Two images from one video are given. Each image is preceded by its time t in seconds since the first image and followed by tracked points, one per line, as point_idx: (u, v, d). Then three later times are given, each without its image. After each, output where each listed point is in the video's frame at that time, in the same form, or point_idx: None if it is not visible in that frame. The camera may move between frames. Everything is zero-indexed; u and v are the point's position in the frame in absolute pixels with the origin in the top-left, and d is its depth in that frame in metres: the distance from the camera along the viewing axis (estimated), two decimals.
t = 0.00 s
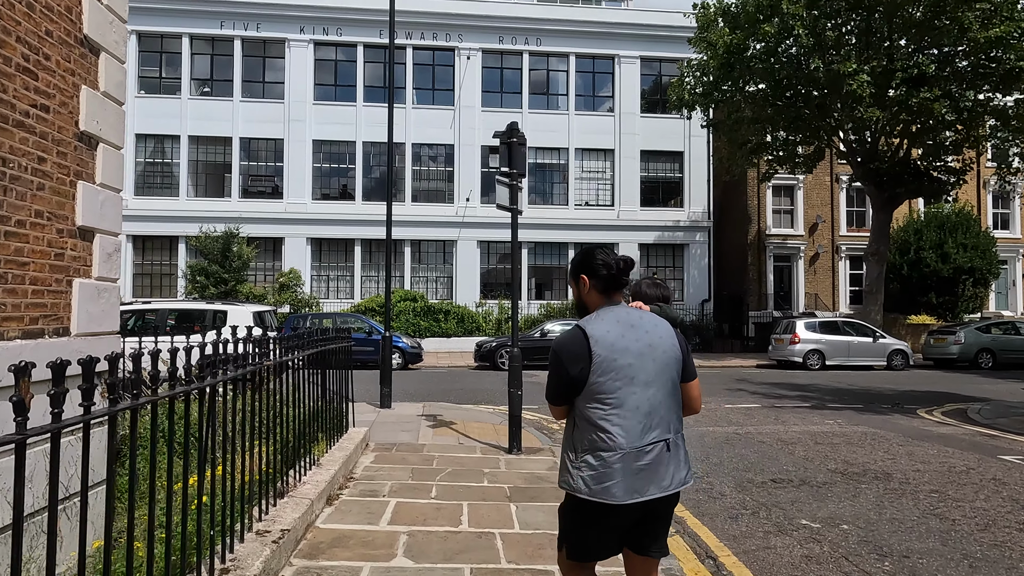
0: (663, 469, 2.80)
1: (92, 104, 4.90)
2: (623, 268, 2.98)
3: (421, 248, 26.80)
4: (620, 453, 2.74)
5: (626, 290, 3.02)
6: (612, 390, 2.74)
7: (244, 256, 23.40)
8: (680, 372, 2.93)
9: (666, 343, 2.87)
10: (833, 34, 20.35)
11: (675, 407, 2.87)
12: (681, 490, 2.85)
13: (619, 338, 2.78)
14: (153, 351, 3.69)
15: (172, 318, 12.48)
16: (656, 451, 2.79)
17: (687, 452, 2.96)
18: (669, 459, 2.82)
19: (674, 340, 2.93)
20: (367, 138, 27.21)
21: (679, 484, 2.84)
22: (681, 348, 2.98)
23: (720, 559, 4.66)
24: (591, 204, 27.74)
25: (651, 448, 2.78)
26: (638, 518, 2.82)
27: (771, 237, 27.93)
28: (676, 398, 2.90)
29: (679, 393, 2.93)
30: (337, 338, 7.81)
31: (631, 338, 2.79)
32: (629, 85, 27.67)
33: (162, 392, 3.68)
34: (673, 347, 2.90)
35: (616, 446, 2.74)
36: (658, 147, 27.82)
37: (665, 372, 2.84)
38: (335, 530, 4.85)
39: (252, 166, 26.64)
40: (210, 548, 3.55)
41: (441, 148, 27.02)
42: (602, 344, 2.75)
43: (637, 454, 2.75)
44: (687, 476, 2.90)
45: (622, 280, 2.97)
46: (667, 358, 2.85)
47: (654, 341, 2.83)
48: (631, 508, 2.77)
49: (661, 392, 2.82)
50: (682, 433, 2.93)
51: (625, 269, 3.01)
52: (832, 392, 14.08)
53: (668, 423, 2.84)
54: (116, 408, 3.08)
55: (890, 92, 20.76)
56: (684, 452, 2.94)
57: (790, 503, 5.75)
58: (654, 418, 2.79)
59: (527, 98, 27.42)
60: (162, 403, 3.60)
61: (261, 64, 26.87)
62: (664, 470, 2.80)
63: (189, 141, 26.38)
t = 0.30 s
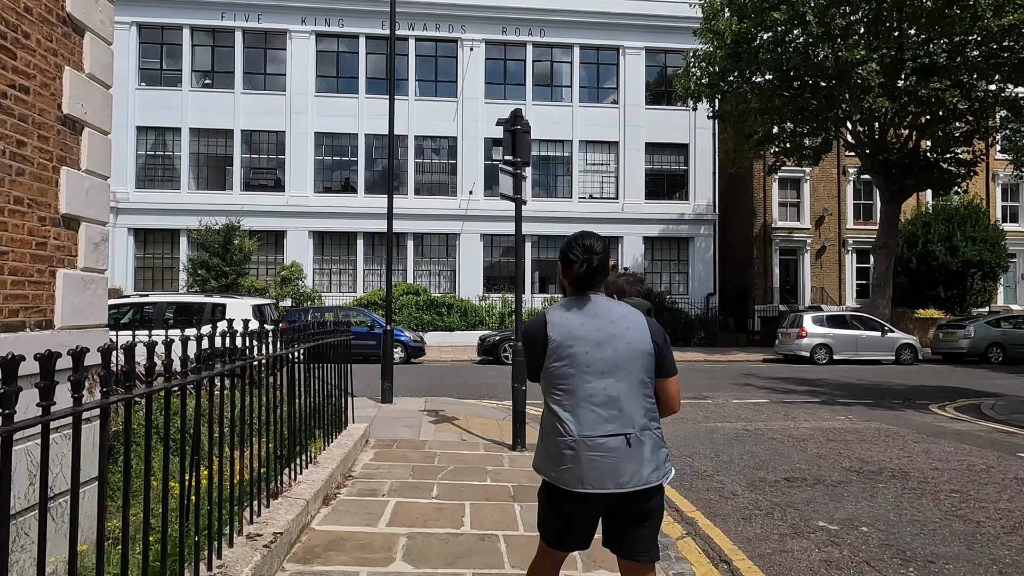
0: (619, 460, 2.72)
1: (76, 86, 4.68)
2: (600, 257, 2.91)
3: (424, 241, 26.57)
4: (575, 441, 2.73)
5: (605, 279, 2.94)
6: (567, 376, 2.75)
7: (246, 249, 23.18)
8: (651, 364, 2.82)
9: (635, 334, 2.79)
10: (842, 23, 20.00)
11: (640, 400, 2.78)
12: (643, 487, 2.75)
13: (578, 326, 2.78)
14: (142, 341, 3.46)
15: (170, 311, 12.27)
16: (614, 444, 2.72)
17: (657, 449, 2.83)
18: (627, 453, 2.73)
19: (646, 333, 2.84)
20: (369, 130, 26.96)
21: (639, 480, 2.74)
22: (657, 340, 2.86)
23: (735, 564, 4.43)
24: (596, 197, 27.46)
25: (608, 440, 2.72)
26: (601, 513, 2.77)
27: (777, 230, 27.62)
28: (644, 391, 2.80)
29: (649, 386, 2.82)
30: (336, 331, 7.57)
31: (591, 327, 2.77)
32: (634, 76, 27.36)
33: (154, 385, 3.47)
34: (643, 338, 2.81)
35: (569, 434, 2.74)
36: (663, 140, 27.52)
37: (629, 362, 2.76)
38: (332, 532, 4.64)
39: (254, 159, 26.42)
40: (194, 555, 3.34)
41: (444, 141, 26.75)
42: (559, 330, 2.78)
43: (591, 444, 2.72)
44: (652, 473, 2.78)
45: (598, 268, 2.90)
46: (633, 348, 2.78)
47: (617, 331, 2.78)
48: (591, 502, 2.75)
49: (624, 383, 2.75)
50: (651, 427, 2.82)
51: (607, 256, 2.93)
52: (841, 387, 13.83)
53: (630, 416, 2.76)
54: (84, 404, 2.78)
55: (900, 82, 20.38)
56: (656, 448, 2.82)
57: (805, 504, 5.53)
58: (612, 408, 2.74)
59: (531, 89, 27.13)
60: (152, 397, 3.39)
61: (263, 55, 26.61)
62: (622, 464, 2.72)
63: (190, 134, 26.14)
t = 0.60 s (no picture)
0: (510, 432, 2.69)
1: (63, 65, 4.48)
2: (551, 230, 2.81)
3: (430, 232, 26.38)
4: (489, 408, 2.82)
5: (557, 254, 2.80)
6: (493, 343, 2.84)
7: (250, 240, 23.04)
8: (560, 337, 2.58)
9: (545, 305, 2.60)
10: (855, 7, 19.59)
11: (545, 376, 2.61)
12: (528, 467, 2.63)
13: (508, 293, 2.79)
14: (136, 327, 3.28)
15: (172, 302, 12.11)
16: (510, 415, 2.70)
17: (563, 429, 2.62)
18: (519, 427, 2.67)
19: (564, 303, 2.59)
20: (374, 121, 26.73)
21: (525, 457, 2.63)
22: (569, 313, 2.56)
23: (753, 564, 4.23)
24: (603, 187, 27.17)
25: (506, 410, 2.71)
26: (508, 490, 2.76)
27: (786, 221, 27.28)
28: (549, 366, 2.60)
29: (556, 361, 2.59)
30: (339, 319, 7.37)
31: (515, 296, 2.75)
32: (642, 65, 27.02)
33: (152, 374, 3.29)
34: (556, 309, 2.60)
35: (488, 400, 2.85)
36: (671, 129, 27.19)
37: (533, 334, 2.63)
38: (332, 530, 4.47)
39: (259, 150, 26.23)
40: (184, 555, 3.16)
41: (449, 132, 26.51)
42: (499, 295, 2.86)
43: (494, 412, 2.76)
44: (542, 454, 2.61)
45: (546, 242, 2.80)
46: (542, 319, 2.61)
47: (532, 301, 2.65)
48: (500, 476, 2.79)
49: (526, 355, 2.65)
50: (555, 405, 2.62)
51: (561, 232, 2.82)
52: (854, 379, 13.58)
53: (531, 389, 2.66)
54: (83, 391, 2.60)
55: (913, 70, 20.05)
56: (558, 430, 2.61)
57: (823, 500, 5.32)
58: (516, 379, 2.70)
59: (537, 78, 26.83)
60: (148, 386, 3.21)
61: (267, 45, 26.37)
62: (513, 437, 2.67)
63: (194, 124, 25.93)
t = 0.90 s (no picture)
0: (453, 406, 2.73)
1: (57, 39, 4.32)
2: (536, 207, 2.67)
3: (439, 219, 26.21)
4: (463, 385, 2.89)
5: (540, 231, 2.64)
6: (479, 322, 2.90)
7: (259, 227, 22.94)
8: (485, 313, 2.52)
9: (490, 280, 2.54)
10: None
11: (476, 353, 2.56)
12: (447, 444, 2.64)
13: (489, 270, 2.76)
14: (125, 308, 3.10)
15: (179, 288, 11.98)
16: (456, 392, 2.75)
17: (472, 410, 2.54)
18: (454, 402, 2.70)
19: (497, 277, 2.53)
20: (382, 107, 26.49)
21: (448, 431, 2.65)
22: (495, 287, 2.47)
23: (774, 557, 4.06)
24: (613, 173, 26.88)
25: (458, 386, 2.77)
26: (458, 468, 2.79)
27: (799, 207, 26.88)
28: (476, 343, 2.56)
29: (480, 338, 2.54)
30: (345, 303, 7.22)
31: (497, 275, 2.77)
32: (653, 49, 26.62)
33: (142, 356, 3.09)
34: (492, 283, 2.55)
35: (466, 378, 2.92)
36: (683, 114, 26.81)
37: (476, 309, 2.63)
38: (338, 520, 4.33)
39: (267, 137, 26.06)
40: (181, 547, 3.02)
41: (458, 118, 26.24)
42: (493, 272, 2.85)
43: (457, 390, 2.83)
44: (462, 430, 2.56)
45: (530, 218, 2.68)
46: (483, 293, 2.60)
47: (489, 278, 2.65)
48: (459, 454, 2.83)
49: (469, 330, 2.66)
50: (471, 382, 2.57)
51: (555, 209, 2.62)
52: (870, 367, 13.34)
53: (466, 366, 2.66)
54: (63, 373, 2.42)
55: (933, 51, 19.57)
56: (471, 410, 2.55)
57: (846, 491, 5.14)
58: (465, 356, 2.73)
59: (546, 63, 26.49)
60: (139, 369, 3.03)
61: (274, 31, 26.15)
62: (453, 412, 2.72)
63: (202, 112, 25.78)
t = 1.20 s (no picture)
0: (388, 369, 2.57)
1: (53, 7, 4.16)
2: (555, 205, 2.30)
3: (450, 203, 26.01)
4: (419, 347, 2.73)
5: (548, 236, 2.28)
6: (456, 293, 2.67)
7: (269, 211, 22.84)
8: (441, 300, 2.26)
9: (467, 271, 2.21)
10: None
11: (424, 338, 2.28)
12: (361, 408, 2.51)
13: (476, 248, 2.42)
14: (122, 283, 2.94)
15: (189, 270, 11.88)
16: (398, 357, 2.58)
17: (388, 390, 2.36)
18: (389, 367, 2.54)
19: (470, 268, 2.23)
20: (392, 90, 26.23)
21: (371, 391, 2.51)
22: (461, 281, 2.17)
23: (800, 545, 3.90)
24: (626, 156, 26.53)
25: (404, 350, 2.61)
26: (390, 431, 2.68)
27: (815, 190, 26.44)
28: (420, 325, 2.33)
29: (425, 323, 2.31)
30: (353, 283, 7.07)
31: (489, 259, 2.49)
32: (667, 30, 26.16)
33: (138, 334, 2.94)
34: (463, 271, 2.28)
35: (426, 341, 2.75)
36: (697, 95, 26.37)
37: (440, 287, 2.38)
38: (347, 505, 4.21)
39: (277, 120, 25.89)
40: (183, 533, 2.88)
41: (469, 101, 25.94)
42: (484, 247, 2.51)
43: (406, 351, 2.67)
44: (384, 408, 2.35)
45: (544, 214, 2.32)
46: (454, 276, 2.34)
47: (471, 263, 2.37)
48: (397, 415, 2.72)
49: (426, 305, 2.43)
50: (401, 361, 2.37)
51: (574, 220, 2.24)
52: (888, 351, 13.10)
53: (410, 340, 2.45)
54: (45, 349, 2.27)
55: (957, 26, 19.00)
56: (388, 387, 2.36)
57: (871, 477, 4.96)
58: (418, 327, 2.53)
59: (558, 44, 26.11)
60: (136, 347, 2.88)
61: (283, 14, 25.90)
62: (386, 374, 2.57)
63: (212, 95, 25.63)
